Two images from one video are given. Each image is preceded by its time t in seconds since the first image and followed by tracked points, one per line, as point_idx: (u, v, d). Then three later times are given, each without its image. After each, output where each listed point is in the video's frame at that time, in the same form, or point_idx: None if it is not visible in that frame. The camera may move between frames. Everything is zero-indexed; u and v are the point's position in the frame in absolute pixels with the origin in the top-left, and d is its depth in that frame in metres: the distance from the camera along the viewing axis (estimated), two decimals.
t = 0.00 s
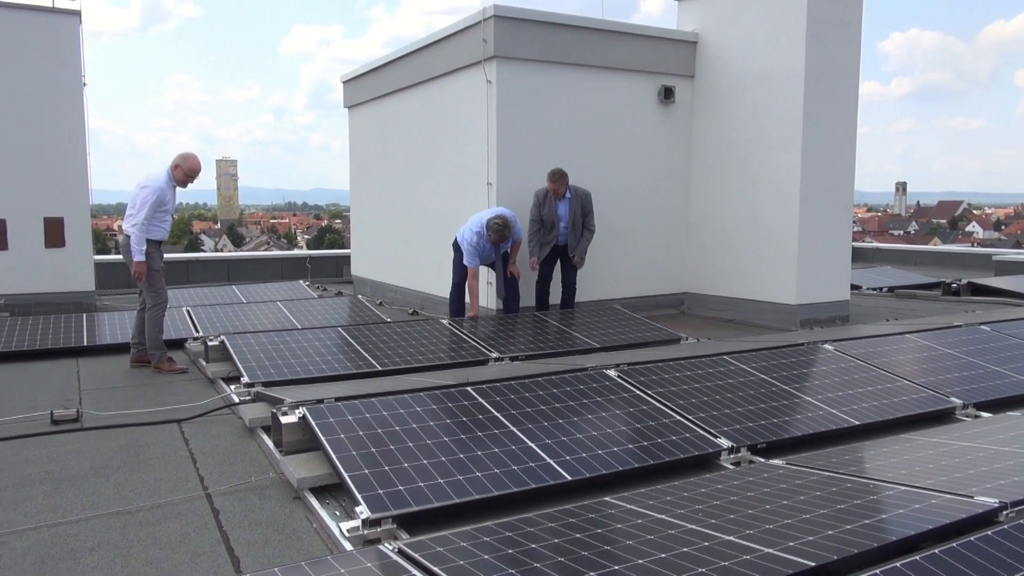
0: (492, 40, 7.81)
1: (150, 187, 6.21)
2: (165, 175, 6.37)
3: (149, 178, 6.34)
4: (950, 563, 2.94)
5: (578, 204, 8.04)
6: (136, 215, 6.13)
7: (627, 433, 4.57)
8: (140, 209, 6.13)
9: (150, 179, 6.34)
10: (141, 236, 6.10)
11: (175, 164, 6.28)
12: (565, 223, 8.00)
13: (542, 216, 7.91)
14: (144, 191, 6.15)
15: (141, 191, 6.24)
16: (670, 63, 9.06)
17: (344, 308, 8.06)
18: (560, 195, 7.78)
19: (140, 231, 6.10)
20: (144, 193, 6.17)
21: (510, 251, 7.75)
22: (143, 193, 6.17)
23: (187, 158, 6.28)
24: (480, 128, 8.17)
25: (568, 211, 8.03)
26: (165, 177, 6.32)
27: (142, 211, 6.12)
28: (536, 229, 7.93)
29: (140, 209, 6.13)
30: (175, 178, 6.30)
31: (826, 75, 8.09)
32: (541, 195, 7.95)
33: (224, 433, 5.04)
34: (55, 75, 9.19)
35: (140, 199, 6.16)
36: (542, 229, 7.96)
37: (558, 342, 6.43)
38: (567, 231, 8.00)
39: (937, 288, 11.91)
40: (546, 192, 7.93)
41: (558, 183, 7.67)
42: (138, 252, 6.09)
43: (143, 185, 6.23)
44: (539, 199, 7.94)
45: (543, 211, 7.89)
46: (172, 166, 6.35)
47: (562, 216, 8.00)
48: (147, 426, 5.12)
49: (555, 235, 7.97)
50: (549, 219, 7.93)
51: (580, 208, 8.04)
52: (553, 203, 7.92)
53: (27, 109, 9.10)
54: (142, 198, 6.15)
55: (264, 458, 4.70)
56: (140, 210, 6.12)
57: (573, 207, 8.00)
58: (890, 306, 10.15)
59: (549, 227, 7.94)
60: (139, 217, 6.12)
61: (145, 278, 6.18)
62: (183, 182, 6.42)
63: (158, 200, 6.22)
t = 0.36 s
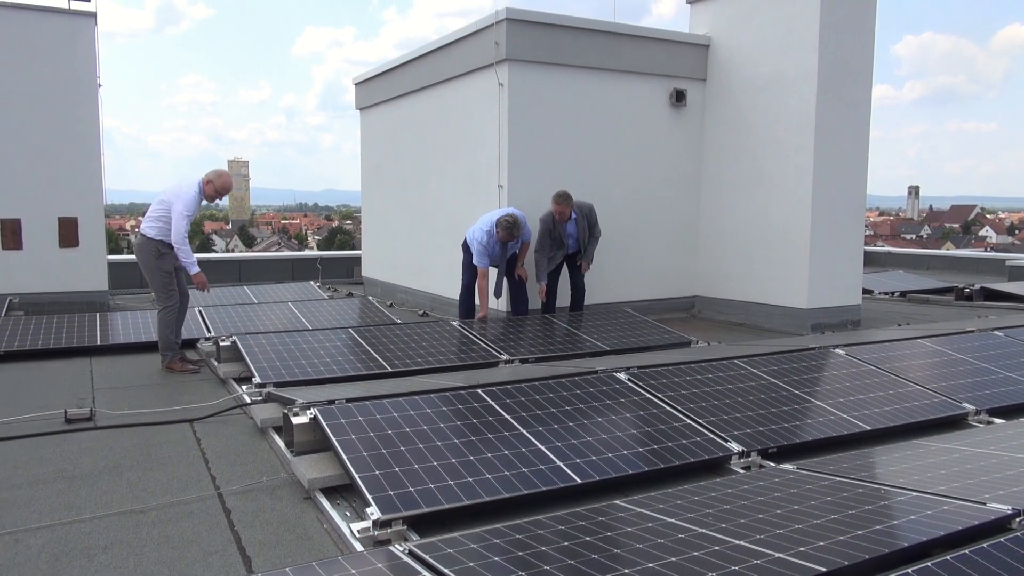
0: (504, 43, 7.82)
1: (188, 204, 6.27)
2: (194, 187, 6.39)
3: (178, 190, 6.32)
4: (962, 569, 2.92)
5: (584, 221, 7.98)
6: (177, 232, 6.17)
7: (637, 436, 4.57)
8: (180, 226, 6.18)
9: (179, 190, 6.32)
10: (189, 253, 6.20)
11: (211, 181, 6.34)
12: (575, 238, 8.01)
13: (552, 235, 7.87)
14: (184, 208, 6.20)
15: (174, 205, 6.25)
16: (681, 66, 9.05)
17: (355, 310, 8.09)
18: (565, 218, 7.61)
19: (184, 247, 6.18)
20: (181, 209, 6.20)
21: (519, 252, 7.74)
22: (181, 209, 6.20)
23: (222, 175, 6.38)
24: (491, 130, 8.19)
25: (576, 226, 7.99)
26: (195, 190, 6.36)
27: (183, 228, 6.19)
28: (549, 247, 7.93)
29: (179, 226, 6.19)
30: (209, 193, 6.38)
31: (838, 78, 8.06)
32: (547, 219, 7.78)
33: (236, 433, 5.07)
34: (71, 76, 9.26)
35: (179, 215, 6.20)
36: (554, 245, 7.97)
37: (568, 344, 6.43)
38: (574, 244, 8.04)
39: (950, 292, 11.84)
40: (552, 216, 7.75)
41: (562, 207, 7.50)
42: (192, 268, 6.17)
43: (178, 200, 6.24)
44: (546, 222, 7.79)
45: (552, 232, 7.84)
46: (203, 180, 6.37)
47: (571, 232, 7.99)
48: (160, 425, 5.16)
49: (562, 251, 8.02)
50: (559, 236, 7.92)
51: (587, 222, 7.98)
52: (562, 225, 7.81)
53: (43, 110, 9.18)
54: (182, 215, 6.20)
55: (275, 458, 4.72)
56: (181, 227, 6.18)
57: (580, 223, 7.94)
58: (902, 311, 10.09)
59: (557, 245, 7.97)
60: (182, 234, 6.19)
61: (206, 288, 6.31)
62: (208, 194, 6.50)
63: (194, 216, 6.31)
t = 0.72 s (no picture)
0: (516, 43, 7.83)
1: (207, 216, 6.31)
2: (212, 200, 6.44)
3: (196, 203, 6.36)
4: (976, 572, 2.90)
5: (594, 232, 7.96)
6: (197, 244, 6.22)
7: (648, 436, 4.56)
8: (199, 239, 6.23)
9: (197, 203, 6.36)
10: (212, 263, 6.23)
11: (230, 194, 6.38)
12: (585, 249, 8.00)
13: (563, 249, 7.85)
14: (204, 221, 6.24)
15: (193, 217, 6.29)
16: (693, 66, 9.03)
17: (365, 308, 8.11)
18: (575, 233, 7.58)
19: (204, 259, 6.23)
20: (200, 222, 6.25)
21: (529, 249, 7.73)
22: (199, 222, 6.25)
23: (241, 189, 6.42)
24: (503, 130, 8.20)
25: (585, 237, 7.97)
26: (213, 203, 6.40)
27: (201, 240, 6.23)
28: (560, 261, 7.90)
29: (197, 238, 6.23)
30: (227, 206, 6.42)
31: (851, 77, 8.02)
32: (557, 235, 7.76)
33: (248, 430, 5.10)
34: (85, 75, 9.32)
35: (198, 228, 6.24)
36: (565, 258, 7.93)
37: (578, 344, 6.43)
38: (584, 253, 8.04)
39: (964, 293, 11.76)
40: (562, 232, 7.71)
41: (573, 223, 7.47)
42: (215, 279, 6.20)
43: (197, 213, 6.28)
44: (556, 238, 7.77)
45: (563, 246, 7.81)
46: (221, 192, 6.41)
47: (581, 244, 7.97)
48: (174, 423, 5.20)
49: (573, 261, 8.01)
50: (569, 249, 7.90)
51: (596, 232, 7.97)
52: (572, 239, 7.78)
53: (58, 109, 9.24)
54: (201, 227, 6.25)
55: (287, 456, 4.74)
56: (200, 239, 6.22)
57: (589, 234, 7.93)
58: (915, 312, 10.03)
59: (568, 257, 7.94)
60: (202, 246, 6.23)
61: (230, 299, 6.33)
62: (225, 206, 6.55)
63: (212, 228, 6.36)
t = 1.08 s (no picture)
0: (525, 42, 7.82)
1: (218, 235, 6.32)
2: (222, 217, 6.45)
3: (208, 222, 6.39)
4: (989, 573, 2.88)
5: (604, 233, 7.95)
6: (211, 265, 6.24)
7: (658, 436, 4.56)
8: (213, 258, 6.24)
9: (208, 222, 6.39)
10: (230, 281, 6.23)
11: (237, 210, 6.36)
12: (594, 252, 7.99)
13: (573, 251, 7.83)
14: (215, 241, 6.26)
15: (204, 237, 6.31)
16: (704, 65, 9.00)
17: (376, 308, 8.14)
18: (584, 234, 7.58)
19: (221, 278, 6.26)
20: (212, 241, 6.26)
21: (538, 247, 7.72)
22: (210, 242, 6.26)
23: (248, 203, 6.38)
24: (513, 130, 8.20)
25: (595, 239, 7.96)
26: (224, 220, 6.41)
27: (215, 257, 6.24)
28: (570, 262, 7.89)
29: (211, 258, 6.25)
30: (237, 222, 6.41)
31: (863, 76, 7.97)
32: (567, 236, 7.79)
33: (260, 429, 5.13)
34: (97, 76, 9.39)
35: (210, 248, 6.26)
36: (574, 260, 7.92)
37: (588, 343, 6.42)
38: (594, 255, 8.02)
39: (977, 292, 11.68)
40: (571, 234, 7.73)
41: (582, 224, 7.46)
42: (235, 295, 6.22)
43: (208, 233, 6.29)
44: (566, 240, 7.79)
45: (573, 247, 7.83)
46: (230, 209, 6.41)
47: (590, 246, 7.96)
48: (186, 422, 5.23)
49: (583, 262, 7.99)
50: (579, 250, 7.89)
51: (605, 233, 7.95)
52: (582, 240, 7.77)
53: (71, 110, 9.32)
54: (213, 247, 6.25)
55: (298, 455, 4.77)
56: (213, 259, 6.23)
57: (599, 235, 7.91)
58: (927, 311, 9.96)
59: (578, 258, 7.92)
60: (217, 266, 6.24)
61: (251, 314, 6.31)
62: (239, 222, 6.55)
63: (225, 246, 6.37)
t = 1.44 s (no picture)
0: (537, 41, 7.82)
1: (232, 254, 6.35)
2: (233, 236, 6.46)
3: (219, 241, 6.41)
4: (1006, 572, 2.85)
5: (614, 231, 7.92)
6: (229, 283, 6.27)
7: (671, 434, 4.55)
8: (228, 278, 6.28)
9: (220, 241, 6.41)
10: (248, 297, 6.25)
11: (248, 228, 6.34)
12: (606, 250, 7.98)
13: (585, 250, 7.82)
14: (230, 259, 6.28)
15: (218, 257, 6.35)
16: (716, 63, 8.97)
17: (388, 307, 8.16)
18: (595, 233, 7.57)
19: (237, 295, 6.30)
20: (225, 261, 6.29)
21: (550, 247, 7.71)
22: (224, 261, 6.29)
23: (257, 221, 6.37)
24: (524, 129, 8.20)
25: (606, 237, 7.94)
26: (235, 238, 6.42)
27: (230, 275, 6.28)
28: (582, 261, 7.87)
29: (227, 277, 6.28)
30: (248, 239, 6.40)
31: (876, 72, 7.91)
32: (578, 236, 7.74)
33: (274, 428, 5.16)
34: (112, 78, 9.47)
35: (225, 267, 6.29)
36: (586, 259, 7.90)
37: (600, 342, 6.41)
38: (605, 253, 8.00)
39: (993, 290, 11.58)
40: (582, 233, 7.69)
41: (593, 223, 7.45)
42: (255, 311, 6.28)
43: (221, 253, 6.32)
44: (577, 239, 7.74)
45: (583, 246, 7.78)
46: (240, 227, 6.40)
47: (602, 245, 7.95)
48: (200, 420, 5.27)
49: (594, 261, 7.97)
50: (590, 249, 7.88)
51: (617, 231, 7.93)
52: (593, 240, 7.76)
53: (87, 112, 9.40)
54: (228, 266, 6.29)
55: (311, 453, 4.79)
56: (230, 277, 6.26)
57: (610, 234, 7.90)
58: (943, 309, 9.88)
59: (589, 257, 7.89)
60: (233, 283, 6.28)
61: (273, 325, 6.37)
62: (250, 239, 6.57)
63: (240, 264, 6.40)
